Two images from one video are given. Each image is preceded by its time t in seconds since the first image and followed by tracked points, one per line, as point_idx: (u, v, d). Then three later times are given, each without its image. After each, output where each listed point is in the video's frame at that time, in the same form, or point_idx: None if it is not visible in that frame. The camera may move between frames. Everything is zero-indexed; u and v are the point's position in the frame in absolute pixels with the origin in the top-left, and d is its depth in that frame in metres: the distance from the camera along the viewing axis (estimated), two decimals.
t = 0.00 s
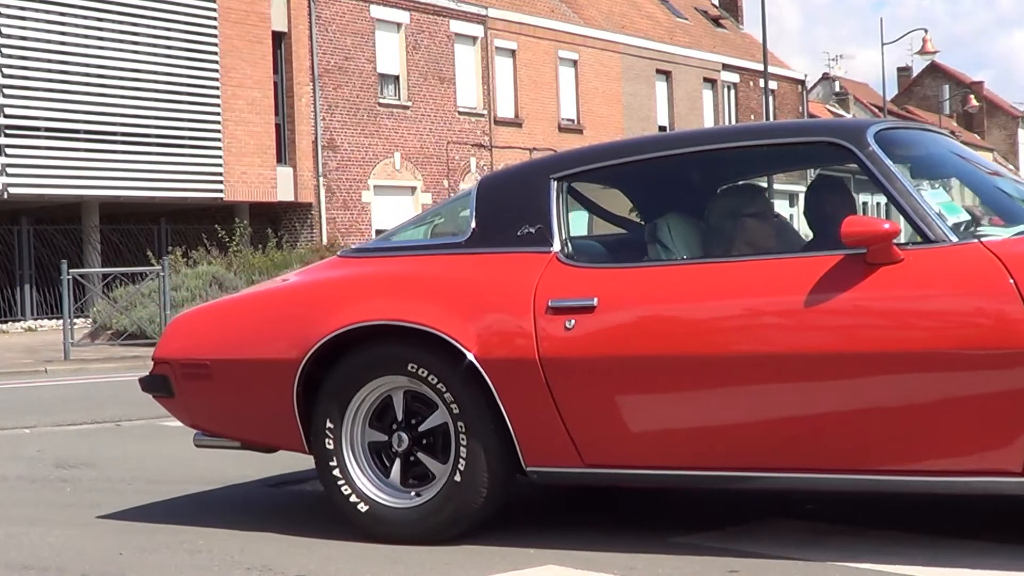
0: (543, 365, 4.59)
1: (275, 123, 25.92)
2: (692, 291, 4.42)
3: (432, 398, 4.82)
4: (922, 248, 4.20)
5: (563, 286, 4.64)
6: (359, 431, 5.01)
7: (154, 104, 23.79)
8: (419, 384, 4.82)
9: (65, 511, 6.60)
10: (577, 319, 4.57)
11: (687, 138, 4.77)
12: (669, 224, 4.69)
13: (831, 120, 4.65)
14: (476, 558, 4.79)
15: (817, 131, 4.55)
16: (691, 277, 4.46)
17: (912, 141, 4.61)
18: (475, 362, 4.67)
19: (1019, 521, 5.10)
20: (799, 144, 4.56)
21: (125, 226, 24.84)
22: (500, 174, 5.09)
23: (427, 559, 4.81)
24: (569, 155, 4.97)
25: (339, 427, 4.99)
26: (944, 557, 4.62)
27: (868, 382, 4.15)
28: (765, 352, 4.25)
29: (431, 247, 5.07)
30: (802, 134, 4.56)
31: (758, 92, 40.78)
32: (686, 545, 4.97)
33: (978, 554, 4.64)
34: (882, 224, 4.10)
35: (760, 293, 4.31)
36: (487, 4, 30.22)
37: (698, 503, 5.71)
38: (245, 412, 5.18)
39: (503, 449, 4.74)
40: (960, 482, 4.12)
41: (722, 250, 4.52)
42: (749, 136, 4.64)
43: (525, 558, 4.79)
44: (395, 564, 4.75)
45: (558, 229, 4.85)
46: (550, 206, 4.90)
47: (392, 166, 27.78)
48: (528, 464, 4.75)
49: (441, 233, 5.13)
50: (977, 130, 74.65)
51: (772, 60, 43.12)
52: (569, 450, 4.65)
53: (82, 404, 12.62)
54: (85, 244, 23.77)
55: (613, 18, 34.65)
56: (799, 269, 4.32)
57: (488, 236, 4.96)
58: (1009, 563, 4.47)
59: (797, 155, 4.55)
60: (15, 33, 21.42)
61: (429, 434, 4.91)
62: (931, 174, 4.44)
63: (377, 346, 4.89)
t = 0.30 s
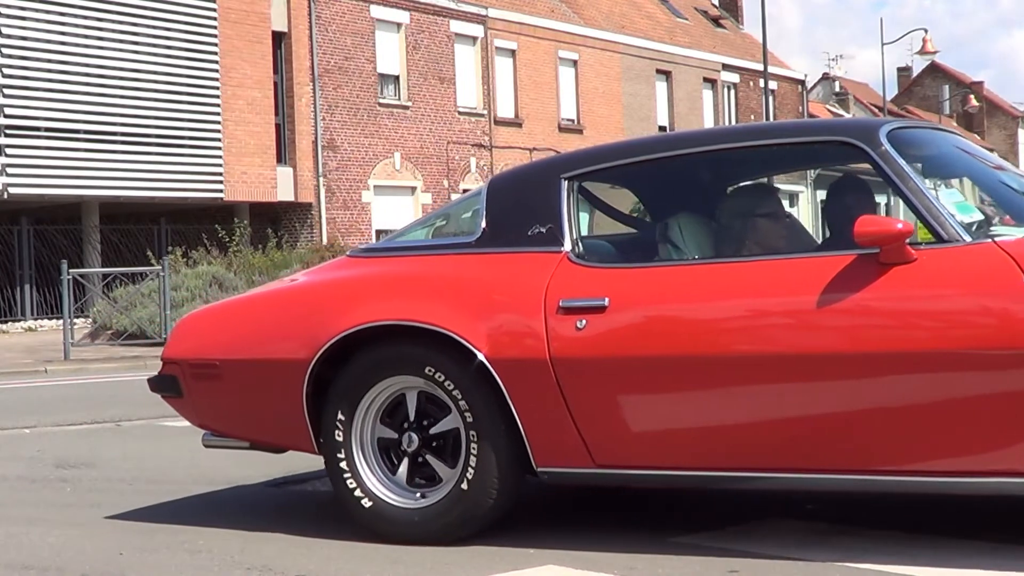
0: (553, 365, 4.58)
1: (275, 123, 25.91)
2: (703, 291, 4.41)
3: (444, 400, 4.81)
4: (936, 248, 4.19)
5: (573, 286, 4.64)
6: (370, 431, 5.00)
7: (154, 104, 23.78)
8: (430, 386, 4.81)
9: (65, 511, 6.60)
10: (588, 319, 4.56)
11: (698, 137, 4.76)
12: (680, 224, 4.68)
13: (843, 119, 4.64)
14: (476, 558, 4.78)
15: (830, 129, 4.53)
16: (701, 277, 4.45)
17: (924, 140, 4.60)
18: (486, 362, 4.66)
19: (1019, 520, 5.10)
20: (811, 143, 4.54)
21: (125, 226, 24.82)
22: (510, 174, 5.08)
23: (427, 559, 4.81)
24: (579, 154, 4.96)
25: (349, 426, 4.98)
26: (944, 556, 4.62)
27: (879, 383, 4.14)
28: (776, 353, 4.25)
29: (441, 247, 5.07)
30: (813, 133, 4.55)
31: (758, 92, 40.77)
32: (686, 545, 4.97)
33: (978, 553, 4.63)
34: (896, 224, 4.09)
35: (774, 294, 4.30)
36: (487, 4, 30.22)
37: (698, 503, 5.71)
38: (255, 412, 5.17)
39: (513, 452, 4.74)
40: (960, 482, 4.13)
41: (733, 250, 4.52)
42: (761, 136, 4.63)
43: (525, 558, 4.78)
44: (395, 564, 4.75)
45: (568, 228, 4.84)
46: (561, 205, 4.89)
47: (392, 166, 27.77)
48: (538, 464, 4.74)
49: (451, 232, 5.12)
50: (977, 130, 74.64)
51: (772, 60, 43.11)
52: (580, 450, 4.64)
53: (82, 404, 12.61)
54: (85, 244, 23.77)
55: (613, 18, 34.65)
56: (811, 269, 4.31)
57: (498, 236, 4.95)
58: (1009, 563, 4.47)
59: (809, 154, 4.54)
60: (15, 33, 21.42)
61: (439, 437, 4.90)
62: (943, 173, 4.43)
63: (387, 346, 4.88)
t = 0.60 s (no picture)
0: (562, 365, 4.58)
1: (275, 123, 25.90)
2: (713, 291, 4.40)
3: (453, 402, 4.80)
4: (947, 248, 4.18)
5: (583, 285, 4.63)
6: (377, 430, 4.99)
7: (154, 104, 23.78)
8: (440, 387, 4.79)
9: (65, 511, 6.59)
10: (597, 320, 4.55)
11: (707, 136, 4.74)
12: (689, 224, 4.67)
13: (853, 118, 4.63)
14: (476, 558, 4.77)
15: (841, 129, 4.52)
16: (711, 278, 4.44)
17: (934, 140, 4.59)
18: (494, 362, 4.65)
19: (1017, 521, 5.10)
20: (821, 142, 4.53)
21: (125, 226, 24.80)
22: (518, 173, 5.07)
23: (426, 559, 4.81)
24: (588, 154, 4.96)
25: (357, 425, 4.97)
26: (944, 556, 4.62)
27: (888, 384, 4.13)
28: (788, 353, 4.24)
29: (448, 247, 5.05)
30: (823, 133, 4.54)
31: (758, 92, 40.75)
32: (685, 544, 4.96)
33: (976, 553, 4.63)
34: (906, 223, 4.08)
35: (786, 294, 4.29)
36: (487, 4, 30.22)
37: (697, 502, 5.70)
38: (262, 412, 5.15)
39: (521, 455, 4.73)
40: (960, 482, 4.13)
41: (742, 250, 4.51)
42: (770, 135, 4.62)
43: (525, 558, 4.78)
44: (395, 564, 4.76)
45: (578, 228, 4.82)
46: (569, 204, 4.88)
47: (392, 166, 27.78)
48: (547, 465, 4.73)
49: (460, 232, 5.11)
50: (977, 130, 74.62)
51: (772, 60, 43.10)
52: (588, 450, 4.63)
53: (82, 404, 12.61)
54: (85, 244, 23.77)
55: (613, 18, 34.65)
56: (821, 268, 4.30)
57: (507, 235, 4.94)
58: (1008, 563, 4.46)
59: (819, 154, 4.53)
60: (15, 33, 21.42)
61: (447, 439, 4.89)
62: (952, 173, 4.42)
63: (396, 345, 4.87)
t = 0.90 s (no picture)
0: (569, 364, 4.57)
1: (275, 123, 25.89)
2: (720, 292, 4.40)
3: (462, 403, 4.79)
4: (955, 247, 4.17)
5: (590, 285, 4.62)
6: (385, 430, 4.98)
7: (154, 104, 23.77)
8: (449, 387, 4.79)
9: (67, 511, 6.59)
10: (605, 320, 4.54)
11: (714, 136, 4.73)
12: (697, 223, 4.66)
13: (862, 117, 4.63)
14: (476, 558, 4.77)
15: (850, 128, 4.51)
16: (719, 277, 4.44)
17: (942, 140, 4.57)
18: (501, 362, 4.65)
19: (1017, 521, 5.10)
20: (829, 141, 4.53)
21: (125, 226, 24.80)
22: (526, 173, 5.06)
23: (427, 559, 4.81)
24: (596, 153, 4.95)
25: (364, 425, 4.96)
26: (944, 556, 4.61)
27: (893, 386, 4.13)
28: (797, 354, 4.23)
29: (456, 247, 5.05)
30: (830, 133, 4.53)
31: (758, 92, 40.73)
32: (685, 545, 4.96)
33: (976, 553, 4.62)
34: (914, 223, 4.07)
35: (795, 294, 4.28)
36: (487, 4, 30.22)
37: (700, 502, 5.71)
38: (269, 412, 5.15)
39: (529, 457, 4.73)
40: (958, 483, 4.13)
41: (750, 249, 4.50)
42: (778, 134, 4.62)
43: (525, 558, 4.77)
44: (396, 564, 4.76)
45: (585, 228, 4.82)
46: (577, 204, 4.87)
47: (392, 166, 27.76)
48: (554, 465, 4.72)
49: (467, 232, 5.10)
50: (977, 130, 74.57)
51: (772, 60, 43.08)
52: (596, 449, 4.62)
53: (84, 404, 12.60)
54: (85, 244, 23.77)
55: (613, 18, 34.64)
56: (828, 269, 4.30)
57: (514, 235, 4.93)
58: (1010, 563, 4.45)
59: (828, 154, 4.52)
60: (15, 33, 21.41)
61: (454, 441, 4.88)
62: (961, 172, 4.41)
63: (403, 346, 4.86)
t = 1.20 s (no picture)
0: (575, 364, 4.57)
1: (275, 123, 25.88)
2: (724, 292, 4.39)
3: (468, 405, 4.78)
4: (960, 247, 4.17)
5: (595, 285, 4.62)
6: (389, 430, 4.97)
7: (154, 104, 23.77)
8: (454, 388, 4.78)
9: (67, 511, 6.58)
10: (611, 319, 4.54)
11: (718, 136, 4.73)
12: (702, 223, 4.66)
13: (867, 116, 4.63)
14: (476, 558, 4.77)
15: (857, 128, 4.50)
16: (724, 277, 4.43)
17: (946, 139, 4.57)
18: (506, 362, 4.65)
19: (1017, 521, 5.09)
20: (834, 140, 4.53)
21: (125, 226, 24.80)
22: (531, 172, 5.05)
23: (426, 559, 4.80)
24: (601, 154, 4.95)
25: (368, 425, 4.95)
26: (944, 556, 4.61)
27: (896, 387, 4.13)
28: (801, 355, 4.23)
29: (461, 247, 5.04)
30: (836, 132, 4.53)
31: (758, 92, 40.72)
32: (685, 544, 4.96)
33: (976, 553, 4.62)
34: (921, 223, 4.07)
35: (799, 294, 4.28)
36: (487, 4, 30.22)
37: (699, 502, 5.71)
38: (273, 412, 5.15)
39: (534, 460, 4.72)
40: (957, 483, 4.14)
41: (754, 249, 4.50)
42: (783, 134, 4.61)
43: (525, 558, 4.77)
44: (396, 564, 4.76)
45: (590, 228, 4.82)
46: (582, 204, 4.87)
47: (392, 166, 27.76)
48: (559, 466, 4.72)
49: (472, 231, 5.10)
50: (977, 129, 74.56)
51: (772, 60, 43.07)
52: (601, 449, 4.62)
53: (83, 404, 12.60)
54: (85, 244, 23.76)
55: (613, 18, 34.64)
56: (831, 269, 4.29)
57: (518, 234, 4.93)
58: (1010, 563, 4.45)
59: (834, 154, 4.53)
60: (15, 33, 21.40)
61: (458, 442, 4.88)
62: (967, 172, 4.41)
63: (408, 345, 4.86)
